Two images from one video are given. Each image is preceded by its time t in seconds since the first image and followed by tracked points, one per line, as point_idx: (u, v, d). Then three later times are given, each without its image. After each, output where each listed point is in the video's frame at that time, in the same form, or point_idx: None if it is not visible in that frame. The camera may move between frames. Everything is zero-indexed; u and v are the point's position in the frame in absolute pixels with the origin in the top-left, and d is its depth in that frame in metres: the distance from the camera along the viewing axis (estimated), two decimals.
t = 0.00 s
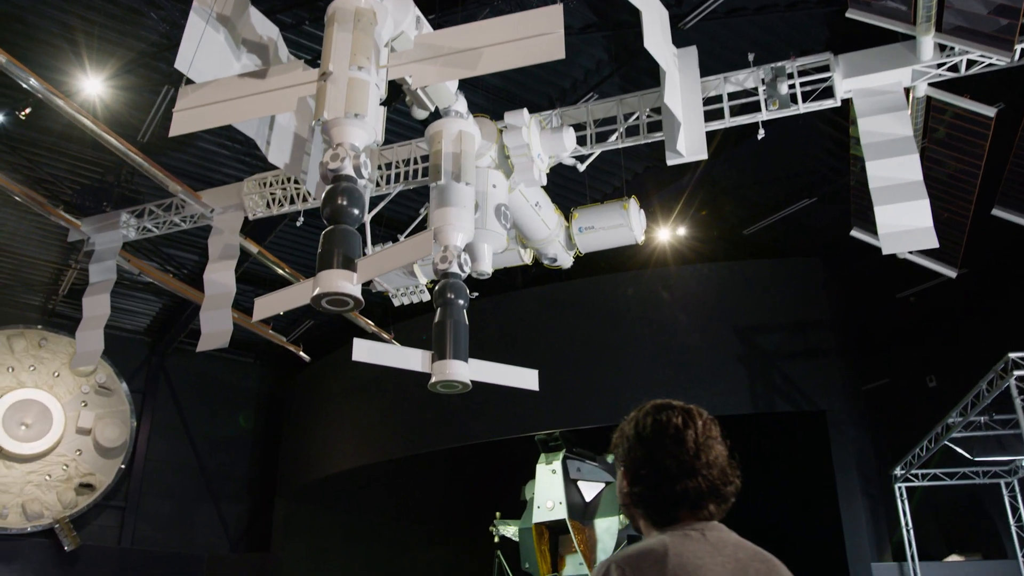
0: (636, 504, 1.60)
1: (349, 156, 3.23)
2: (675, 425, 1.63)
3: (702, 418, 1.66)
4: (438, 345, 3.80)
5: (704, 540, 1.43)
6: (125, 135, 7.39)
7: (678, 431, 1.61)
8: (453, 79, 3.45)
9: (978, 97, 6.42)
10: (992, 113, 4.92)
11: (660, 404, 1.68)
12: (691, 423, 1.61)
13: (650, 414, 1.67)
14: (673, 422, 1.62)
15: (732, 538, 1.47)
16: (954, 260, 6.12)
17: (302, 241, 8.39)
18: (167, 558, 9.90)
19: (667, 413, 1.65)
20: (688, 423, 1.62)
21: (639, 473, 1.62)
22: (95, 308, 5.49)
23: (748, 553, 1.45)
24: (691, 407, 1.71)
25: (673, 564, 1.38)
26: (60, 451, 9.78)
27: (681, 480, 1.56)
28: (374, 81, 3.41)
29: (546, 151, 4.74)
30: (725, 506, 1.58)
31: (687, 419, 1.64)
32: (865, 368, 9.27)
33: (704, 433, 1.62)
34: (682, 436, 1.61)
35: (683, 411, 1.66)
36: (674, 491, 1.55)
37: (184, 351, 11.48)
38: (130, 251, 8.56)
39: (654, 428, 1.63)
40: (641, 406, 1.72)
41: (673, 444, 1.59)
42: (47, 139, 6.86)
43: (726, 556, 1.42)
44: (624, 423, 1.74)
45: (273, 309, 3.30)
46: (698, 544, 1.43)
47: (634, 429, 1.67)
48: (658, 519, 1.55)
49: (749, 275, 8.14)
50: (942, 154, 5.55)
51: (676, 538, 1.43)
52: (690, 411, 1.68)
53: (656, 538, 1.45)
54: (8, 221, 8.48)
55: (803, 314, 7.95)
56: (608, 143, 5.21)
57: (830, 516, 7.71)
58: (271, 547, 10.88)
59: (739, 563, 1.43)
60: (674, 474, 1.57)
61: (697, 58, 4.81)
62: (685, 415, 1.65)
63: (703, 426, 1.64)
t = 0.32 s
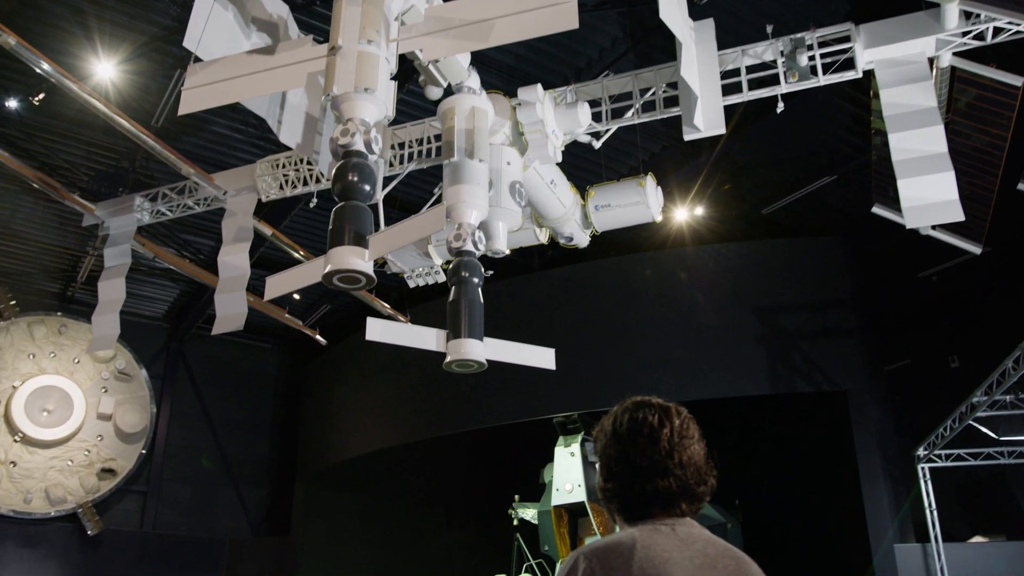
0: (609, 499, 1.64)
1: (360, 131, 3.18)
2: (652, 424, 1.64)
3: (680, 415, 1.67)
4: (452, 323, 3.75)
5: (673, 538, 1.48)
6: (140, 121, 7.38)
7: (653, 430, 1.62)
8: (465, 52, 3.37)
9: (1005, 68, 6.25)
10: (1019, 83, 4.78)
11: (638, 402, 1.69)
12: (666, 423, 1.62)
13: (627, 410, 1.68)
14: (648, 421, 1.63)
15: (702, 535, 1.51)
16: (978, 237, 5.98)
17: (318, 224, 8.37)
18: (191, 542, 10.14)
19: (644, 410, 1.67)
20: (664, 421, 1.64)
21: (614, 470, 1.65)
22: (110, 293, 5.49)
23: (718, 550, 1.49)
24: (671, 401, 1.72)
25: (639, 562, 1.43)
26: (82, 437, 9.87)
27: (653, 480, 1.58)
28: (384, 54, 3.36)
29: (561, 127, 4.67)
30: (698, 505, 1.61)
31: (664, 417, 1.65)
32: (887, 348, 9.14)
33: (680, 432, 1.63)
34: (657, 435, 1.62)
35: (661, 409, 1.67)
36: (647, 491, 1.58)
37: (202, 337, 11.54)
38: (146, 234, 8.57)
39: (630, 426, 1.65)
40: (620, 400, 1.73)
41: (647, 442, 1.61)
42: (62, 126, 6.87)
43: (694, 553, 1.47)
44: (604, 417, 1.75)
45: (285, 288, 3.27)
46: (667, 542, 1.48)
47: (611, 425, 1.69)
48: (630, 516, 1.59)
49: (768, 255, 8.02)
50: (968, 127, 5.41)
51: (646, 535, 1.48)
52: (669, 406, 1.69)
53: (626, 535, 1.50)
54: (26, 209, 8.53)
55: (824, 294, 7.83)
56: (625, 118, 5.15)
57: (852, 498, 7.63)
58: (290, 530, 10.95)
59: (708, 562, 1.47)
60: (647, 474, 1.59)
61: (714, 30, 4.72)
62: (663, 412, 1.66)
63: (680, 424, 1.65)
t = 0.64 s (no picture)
0: (594, 484, 1.72)
1: (374, 103, 3.12)
2: (637, 412, 1.73)
3: (664, 404, 1.75)
4: (471, 299, 3.71)
5: (655, 521, 1.56)
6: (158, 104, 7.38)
7: (637, 418, 1.70)
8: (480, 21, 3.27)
9: None
10: None
11: (625, 391, 1.77)
12: (650, 410, 1.71)
13: (613, 399, 1.77)
14: (633, 409, 1.72)
15: (681, 519, 1.60)
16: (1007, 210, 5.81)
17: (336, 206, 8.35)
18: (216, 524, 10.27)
19: (630, 399, 1.75)
20: (648, 410, 1.72)
21: (599, 456, 1.73)
22: (131, 274, 5.51)
23: (696, 535, 1.58)
24: (658, 391, 1.80)
25: (620, 541, 1.51)
26: (107, 420, 10.01)
27: (636, 466, 1.66)
28: (398, 25, 3.29)
29: (579, 99, 4.59)
30: (679, 492, 1.69)
31: (649, 405, 1.73)
32: (913, 325, 8.99)
33: (663, 421, 1.71)
34: (640, 422, 1.70)
35: (645, 398, 1.75)
36: (629, 475, 1.66)
37: (224, 320, 11.61)
38: (166, 215, 8.61)
39: (616, 413, 1.73)
40: (608, 390, 1.81)
41: (631, 429, 1.69)
42: (81, 110, 6.89)
43: (673, 535, 1.56)
44: (593, 404, 1.84)
45: (301, 263, 3.24)
46: (647, 523, 1.56)
47: (598, 412, 1.77)
48: (612, 499, 1.67)
49: (791, 231, 7.88)
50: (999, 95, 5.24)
51: (629, 515, 1.57)
52: (655, 395, 1.77)
53: (608, 515, 1.58)
54: (48, 195, 8.60)
55: (848, 271, 7.69)
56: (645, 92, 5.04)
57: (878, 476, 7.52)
58: (314, 512, 11.04)
59: (685, 544, 1.55)
60: (629, 460, 1.67)
61: None
62: (648, 401, 1.74)
63: (664, 413, 1.73)
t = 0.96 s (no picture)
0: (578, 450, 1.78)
1: (390, 73, 3.04)
2: (620, 381, 1.77)
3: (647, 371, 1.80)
4: (491, 273, 3.67)
5: (639, 487, 1.64)
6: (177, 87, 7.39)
7: (620, 386, 1.75)
8: None
9: None
10: None
11: (608, 361, 1.82)
12: (633, 378, 1.76)
13: (597, 367, 1.81)
14: (616, 378, 1.77)
15: (665, 485, 1.68)
16: None
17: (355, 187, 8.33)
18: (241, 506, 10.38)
19: (613, 368, 1.80)
20: (631, 378, 1.77)
21: (583, 424, 1.78)
22: (152, 256, 5.53)
23: (678, 499, 1.67)
24: (640, 360, 1.85)
25: (606, 506, 1.59)
26: (134, 404, 10.14)
27: (620, 431, 1.71)
28: None
29: (599, 71, 4.50)
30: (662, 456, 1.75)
31: (631, 374, 1.78)
32: (942, 302, 8.80)
33: (646, 388, 1.76)
34: (623, 390, 1.75)
35: (628, 365, 1.80)
36: (613, 442, 1.71)
37: (247, 305, 11.68)
38: (188, 198, 8.65)
39: (600, 382, 1.78)
40: (592, 360, 1.86)
41: (615, 396, 1.74)
42: (101, 95, 6.91)
43: (657, 501, 1.64)
44: (577, 374, 1.88)
45: (318, 238, 3.20)
46: (632, 489, 1.63)
47: (581, 380, 1.82)
48: (596, 463, 1.73)
49: (817, 207, 7.73)
50: None
51: (615, 481, 1.64)
52: (638, 364, 1.82)
53: (594, 481, 1.65)
54: (71, 181, 8.66)
55: (875, 247, 7.54)
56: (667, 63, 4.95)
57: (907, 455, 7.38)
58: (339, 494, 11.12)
59: (668, 509, 1.64)
60: (613, 426, 1.72)
61: None
62: (630, 370, 1.79)
63: (646, 380, 1.78)
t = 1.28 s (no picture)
0: (563, 424, 1.92)
1: (407, 39, 2.98)
2: (600, 354, 1.91)
3: (626, 344, 1.93)
4: (513, 246, 3.61)
5: (622, 460, 1.78)
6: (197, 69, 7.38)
7: (600, 360, 1.89)
8: None
9: None
10: None
11: (588, 336, 1.95)
12: (612, 351, 1.89)
13: (578, 342, 1.95)
14: (595, 352, 1.90)
15: (647, 455, 1.82)
16: None
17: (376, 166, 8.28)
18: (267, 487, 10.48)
19: (593, 343, 1.93)
20: (611, 351, 1.90)
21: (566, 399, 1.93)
22: (174, 236, 5.54)
23: (660, 468, 1.81)
24: (620, 333, 1.98)
25: (591, 479, 1.73)
26: (161, 387, 10.25)
27: (601, 404, 1.85)
28: None
29: (622, 39, 4.39)
30: (643, 425, 1.89)
31: (611, 347, 1.91)
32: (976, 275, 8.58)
33: (625, 360, 1.90)
34: (602, 364, 1.88)
35: (608, 339, 1.93)
36: (595, 415, 1.86)
37: (271, 287, 11.73)
38: (210, 180, 8.68)
39: (581, 358, 1.92)
40: (574, 336, 1.99)
41: (596, 370, 1.88)
42: (121, 77, 6.92)
43: (640, 471, 1.78)
44: (560, 350, 2.02)
45: (338, 209, 3.16)
46: (615, 461, 1.77)
47: (565, 356, 1.96)
48: (581, 435, 1.88)
49: (845, 179, 7.55)
50: None
51: (598, 455, 1.78)
52: (618, 337, 1.95)
53: (579, 455, 1.79)
54: (96, 166, 8.72)
55: (905, 219, 7.34)
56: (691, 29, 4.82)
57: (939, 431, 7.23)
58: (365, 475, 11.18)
59: (651, 479, 1.79)
60: (594, 400, 1.86)
61: None
62: (609, 344, 1.92)
63: (626, 354, 1.91)
